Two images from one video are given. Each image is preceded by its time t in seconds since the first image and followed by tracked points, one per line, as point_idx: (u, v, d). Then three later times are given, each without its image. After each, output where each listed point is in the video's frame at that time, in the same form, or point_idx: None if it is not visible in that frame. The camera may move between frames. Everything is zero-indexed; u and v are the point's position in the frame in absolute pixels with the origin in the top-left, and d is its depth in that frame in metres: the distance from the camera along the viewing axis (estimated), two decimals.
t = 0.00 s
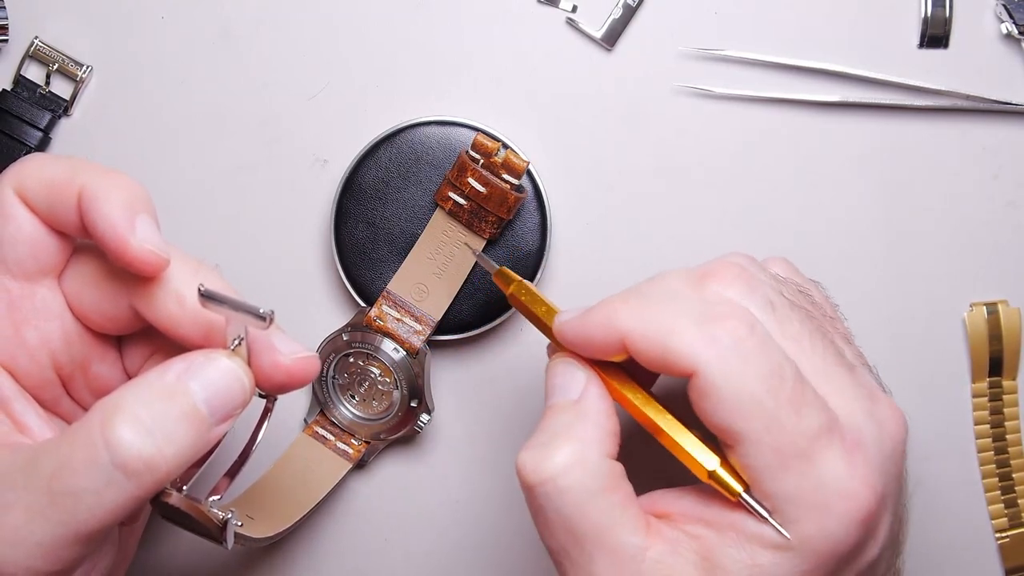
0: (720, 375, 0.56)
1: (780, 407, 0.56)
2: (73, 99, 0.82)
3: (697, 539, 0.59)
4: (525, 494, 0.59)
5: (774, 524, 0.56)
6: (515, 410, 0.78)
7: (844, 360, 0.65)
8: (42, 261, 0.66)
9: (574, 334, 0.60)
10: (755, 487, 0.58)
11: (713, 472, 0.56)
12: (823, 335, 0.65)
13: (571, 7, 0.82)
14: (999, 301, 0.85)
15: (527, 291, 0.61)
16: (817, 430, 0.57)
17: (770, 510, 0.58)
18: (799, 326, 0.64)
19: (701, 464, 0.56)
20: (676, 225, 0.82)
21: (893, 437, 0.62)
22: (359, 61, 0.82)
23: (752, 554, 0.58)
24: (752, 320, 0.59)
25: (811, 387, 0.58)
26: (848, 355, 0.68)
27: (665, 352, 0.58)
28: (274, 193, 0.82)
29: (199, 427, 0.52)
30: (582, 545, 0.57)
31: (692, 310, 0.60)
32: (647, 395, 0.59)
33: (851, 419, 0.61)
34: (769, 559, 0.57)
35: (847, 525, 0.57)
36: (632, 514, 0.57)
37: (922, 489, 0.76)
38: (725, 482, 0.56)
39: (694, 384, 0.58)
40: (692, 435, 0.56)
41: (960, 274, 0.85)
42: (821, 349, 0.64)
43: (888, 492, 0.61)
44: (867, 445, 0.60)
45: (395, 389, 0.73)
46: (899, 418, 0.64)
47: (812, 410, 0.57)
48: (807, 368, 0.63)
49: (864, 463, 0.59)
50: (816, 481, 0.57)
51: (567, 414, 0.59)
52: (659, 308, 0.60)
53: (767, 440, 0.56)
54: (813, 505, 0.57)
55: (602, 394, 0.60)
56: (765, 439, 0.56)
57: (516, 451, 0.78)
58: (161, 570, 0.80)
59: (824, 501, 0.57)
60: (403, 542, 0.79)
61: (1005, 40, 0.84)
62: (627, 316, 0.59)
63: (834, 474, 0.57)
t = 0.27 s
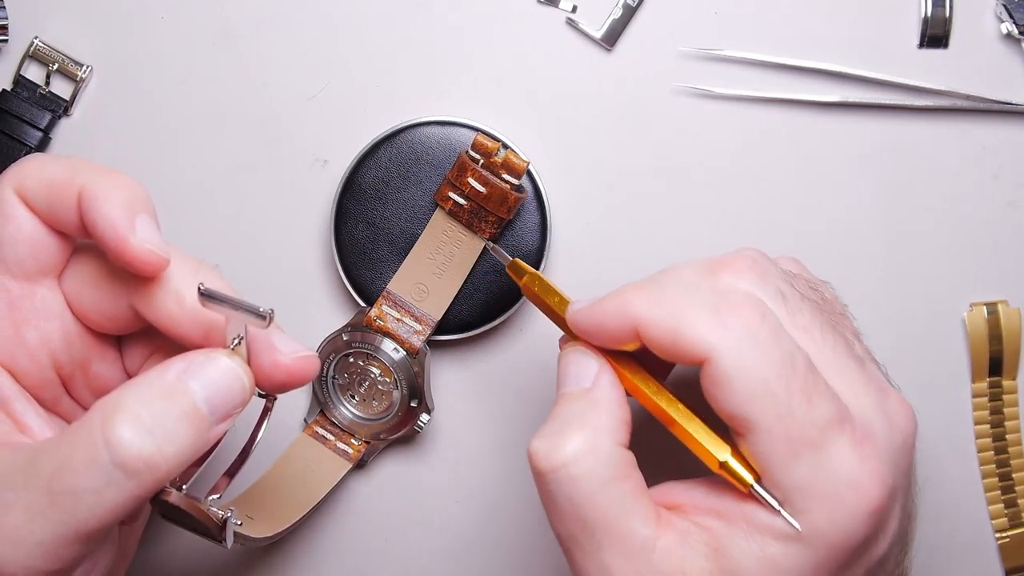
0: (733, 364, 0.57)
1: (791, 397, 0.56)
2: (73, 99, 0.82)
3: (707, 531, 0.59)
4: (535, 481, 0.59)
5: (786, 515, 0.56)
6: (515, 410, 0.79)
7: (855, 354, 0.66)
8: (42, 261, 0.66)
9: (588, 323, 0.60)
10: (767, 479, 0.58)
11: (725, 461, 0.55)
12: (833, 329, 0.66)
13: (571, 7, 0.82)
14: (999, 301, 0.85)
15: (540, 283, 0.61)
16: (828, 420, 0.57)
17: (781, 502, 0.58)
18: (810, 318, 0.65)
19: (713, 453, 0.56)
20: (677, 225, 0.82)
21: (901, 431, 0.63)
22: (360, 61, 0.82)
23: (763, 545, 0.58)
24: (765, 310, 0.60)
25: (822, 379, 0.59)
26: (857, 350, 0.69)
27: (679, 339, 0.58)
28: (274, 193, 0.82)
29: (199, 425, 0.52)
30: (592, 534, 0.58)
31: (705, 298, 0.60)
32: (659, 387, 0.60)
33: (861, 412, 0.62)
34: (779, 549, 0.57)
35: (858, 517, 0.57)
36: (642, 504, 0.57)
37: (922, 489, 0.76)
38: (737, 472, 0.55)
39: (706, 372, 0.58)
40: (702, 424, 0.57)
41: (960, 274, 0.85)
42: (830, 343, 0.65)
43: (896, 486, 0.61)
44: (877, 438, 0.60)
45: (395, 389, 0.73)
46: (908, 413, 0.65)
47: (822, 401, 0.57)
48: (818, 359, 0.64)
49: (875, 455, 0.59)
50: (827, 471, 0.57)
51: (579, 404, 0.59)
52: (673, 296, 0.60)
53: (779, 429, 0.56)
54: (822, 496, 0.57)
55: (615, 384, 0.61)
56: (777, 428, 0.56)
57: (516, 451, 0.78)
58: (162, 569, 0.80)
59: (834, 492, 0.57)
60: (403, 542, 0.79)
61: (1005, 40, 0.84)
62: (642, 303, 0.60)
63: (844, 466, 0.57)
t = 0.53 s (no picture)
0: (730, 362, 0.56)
1: (787, 396, 0.56)
2: (74, 99, 0.82)
3: (702, 528, 0.59)
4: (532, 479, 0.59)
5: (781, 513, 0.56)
6: (515, 410, 0.79)
7: (851, 354, 0.66)
8: (42, 261, 0.67)
9: (585, 322, 0.60)
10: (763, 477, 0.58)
11: (720, 460, 0.56)
12: (830, 329, 0.66)
13: (571, 7, 0.82)
14: (999, 301, 0.85)
15: (539, 283, 0.62)
16: (825, 419, 0.57)
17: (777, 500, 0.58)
18: (807, 317, 0.66)
19: (710, 451, 0.56)
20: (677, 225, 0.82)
21: (896, 430, 0.63)
22: (360, 61, 0.82)
23: (758, 543, 0.58)
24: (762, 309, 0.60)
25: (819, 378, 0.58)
26: (855, 349, 0.69)
27: (676, 337, 0.59)
28: (274, 193, 0.82)
29: (198, 425, 0.52)
30: (588, 532, 0.58)
31: (703, 297, 0.60)
32: (657, 386, 0.60)
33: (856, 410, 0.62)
34: (773, 546, 0.58)
35: (852, 515, 0.57)
36: (638, 502, 0.58)
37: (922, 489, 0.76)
38: (732, 470, 0.56)
39: (703, 370, 0.58)
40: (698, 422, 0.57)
41: (960, 274, 0.85)
42: (826, 342, 0.65)
43: (892, 484, 0.61)
44: (874, 437, 0.60)
45: (395, 389, 0.73)
46: (903, 411, 0.65)
47: (819, 400, 0.57)
48: (816, 358, 0.64)
49: (872, 453, 0.59)
50: (823, 469, 0.57)
51: (576, 402, 0.59)
52: (670, 295, 0.60)
53: (775, 427, 0.56)
54: (818, 494, 0.57)
55: (612, 383, 0.61)
56: (773, 426, 0.56)
57: (516, 451, 0.79)
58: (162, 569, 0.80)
59: (832, 491, 0.57)
60: (403, 542, 0.79)
61: (1005, 40, 0.84)
62: (640, 301, 0.60)
63: (841, 464, 0.57)
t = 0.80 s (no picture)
0: (732, 361, 0.56)
1: (788, 395, 0.56)
2: (73, 99, 0.82)
3: (702, 526, 0.59)
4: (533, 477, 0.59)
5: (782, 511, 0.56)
6: (515, 409, 0.79)
7: (852, 353, 0.65)
8: (42, 261, 0.66)
9: (586, 319, 0.60)
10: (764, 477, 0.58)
11: (721, 458, 0.56)
12: (830, 328, 0.66)
13: (571, 7, 0.82)
14: (999, 301, 0.85)
15: (542, 281, 0.62)
16: (826, 418, 0.57)
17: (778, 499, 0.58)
18: (808, 316, 0.66)
19: (711, 449, 0.56)
20: (677, 225, 0.82)
21: (898, 430, 0.63)
22: (359, 61, 0.82)
23: (759, 542, 0.57)
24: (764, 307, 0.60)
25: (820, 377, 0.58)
26: (856, 349, 0.69)
27: (677, 335, 0.58)
28: (274, 193, 0.82)
29: (199, 426, 0.52)
30: (590, 530, 0.58)
31: (704, 294, 0.60)
32: (659, 385, 0.60)
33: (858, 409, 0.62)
34: (774, 545, 0.57)
35: (851, 514, 0.57)
36: (639, 500, 0.58)
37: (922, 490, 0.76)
38: (733, 469, 0.55)
39: (704, 369, 0.58)
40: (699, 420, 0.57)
41: (960, 274, 0.85)
42: (828, 341, 0.65)
43: (893, 484, 0.61)
44: (875, 434, 0.60)
45: (395, 389, 0.73)
46: (905, 411, 0.65)
47: (821, 400, 0.57)
48: (816, 357, 0.64)
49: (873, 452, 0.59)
50: (824, 467, 0.57)
51: (577, 400, 0.59)
52: (671, 294, 0.60)
53: (777, 425, 0.56)
54: (819, 493, 0.57)
55: (614, 380, 0.61)
56: (774, 424, 0.56)
57: (515, 450, 0.79)
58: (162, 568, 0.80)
59: (832, 489, 0.57)
60: (403, 541, 0.79)
61: (1005, 40, 0.84)
62: (641, 300, 0.60)
63: (841, 463, 0.57)
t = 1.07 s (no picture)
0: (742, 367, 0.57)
1: (798, 402, 0.56)
2: (73, 99, 0.82)
3: (708, 533, 0.59)
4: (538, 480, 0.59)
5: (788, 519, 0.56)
6: (515, 410, 0.79)
7: (862, 360, 0.66)
8: (43, 261, 0.66)
9: (595, 323, 0.60)
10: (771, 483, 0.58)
11: (730, 467, 0.56)
12: (841, 334, 0.66)
13: (571, 7, 0.82)
14: (999, 301, 0.85)
15: (547, 280, 0.61)
16: (836, 426, 0.57)
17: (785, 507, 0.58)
18: (819, 321, 0.66)
19: (719, 458, 0.56)
20: (677, 225, 0.82)
21: (908, 438, 0.63)
22: (359, 61, 0.82)
23: (764, 551, 0.58)
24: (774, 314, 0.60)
25: (831, 384, 0.58)
26: (865, 355, 0.69)
27: (687, 341, 0.58)
28: (274, 193, 0.82)
29: (200, 425, 0.52)
30: (595, 534, 0.58)
31: (715, 300, 0.60)
32: (665, 388, 0.59)
33: (868, 417, 0.62)
34: (780, 554, 0.58)
35: (862, 523, 0.57)
36: (645, 505, 0.58)
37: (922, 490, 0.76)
38: (742, 477, 0.56)
39: (714, 375, 0.58)
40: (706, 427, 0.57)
41: (960, 274, 0.85)
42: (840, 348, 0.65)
43: (902, 493, 0.61)
44: (884, 444, 0.60)
45: (395, 389, 0.73)
46: (915, 420, 0.65)
47: (831, 407, 0.57)
48: (827, 365, 0.64)
49: (881, 461, 0.59)
50: (832, 476, 0.57)
51: (584, 403, 0.60)
52: (682, 298, 0.60)
53: (785, 433, 0.56)
54: (829, 502, 0.57)
55: (620, 383, 0.61)
56: (782, 432, 0.56)
57: (515, 451, 0.79)
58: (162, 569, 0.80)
59: (840, 498, 0.57)
60: (403, 541, 0.79)
61: (1005, 40, 0.84)
62: (650, 304, 0.60)
63: (850, 472, 0.57)
